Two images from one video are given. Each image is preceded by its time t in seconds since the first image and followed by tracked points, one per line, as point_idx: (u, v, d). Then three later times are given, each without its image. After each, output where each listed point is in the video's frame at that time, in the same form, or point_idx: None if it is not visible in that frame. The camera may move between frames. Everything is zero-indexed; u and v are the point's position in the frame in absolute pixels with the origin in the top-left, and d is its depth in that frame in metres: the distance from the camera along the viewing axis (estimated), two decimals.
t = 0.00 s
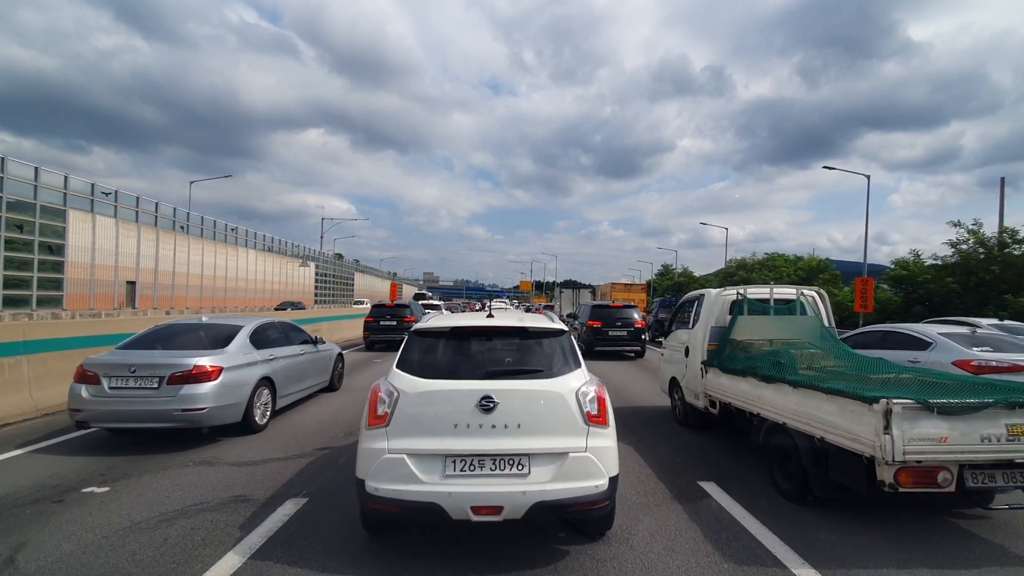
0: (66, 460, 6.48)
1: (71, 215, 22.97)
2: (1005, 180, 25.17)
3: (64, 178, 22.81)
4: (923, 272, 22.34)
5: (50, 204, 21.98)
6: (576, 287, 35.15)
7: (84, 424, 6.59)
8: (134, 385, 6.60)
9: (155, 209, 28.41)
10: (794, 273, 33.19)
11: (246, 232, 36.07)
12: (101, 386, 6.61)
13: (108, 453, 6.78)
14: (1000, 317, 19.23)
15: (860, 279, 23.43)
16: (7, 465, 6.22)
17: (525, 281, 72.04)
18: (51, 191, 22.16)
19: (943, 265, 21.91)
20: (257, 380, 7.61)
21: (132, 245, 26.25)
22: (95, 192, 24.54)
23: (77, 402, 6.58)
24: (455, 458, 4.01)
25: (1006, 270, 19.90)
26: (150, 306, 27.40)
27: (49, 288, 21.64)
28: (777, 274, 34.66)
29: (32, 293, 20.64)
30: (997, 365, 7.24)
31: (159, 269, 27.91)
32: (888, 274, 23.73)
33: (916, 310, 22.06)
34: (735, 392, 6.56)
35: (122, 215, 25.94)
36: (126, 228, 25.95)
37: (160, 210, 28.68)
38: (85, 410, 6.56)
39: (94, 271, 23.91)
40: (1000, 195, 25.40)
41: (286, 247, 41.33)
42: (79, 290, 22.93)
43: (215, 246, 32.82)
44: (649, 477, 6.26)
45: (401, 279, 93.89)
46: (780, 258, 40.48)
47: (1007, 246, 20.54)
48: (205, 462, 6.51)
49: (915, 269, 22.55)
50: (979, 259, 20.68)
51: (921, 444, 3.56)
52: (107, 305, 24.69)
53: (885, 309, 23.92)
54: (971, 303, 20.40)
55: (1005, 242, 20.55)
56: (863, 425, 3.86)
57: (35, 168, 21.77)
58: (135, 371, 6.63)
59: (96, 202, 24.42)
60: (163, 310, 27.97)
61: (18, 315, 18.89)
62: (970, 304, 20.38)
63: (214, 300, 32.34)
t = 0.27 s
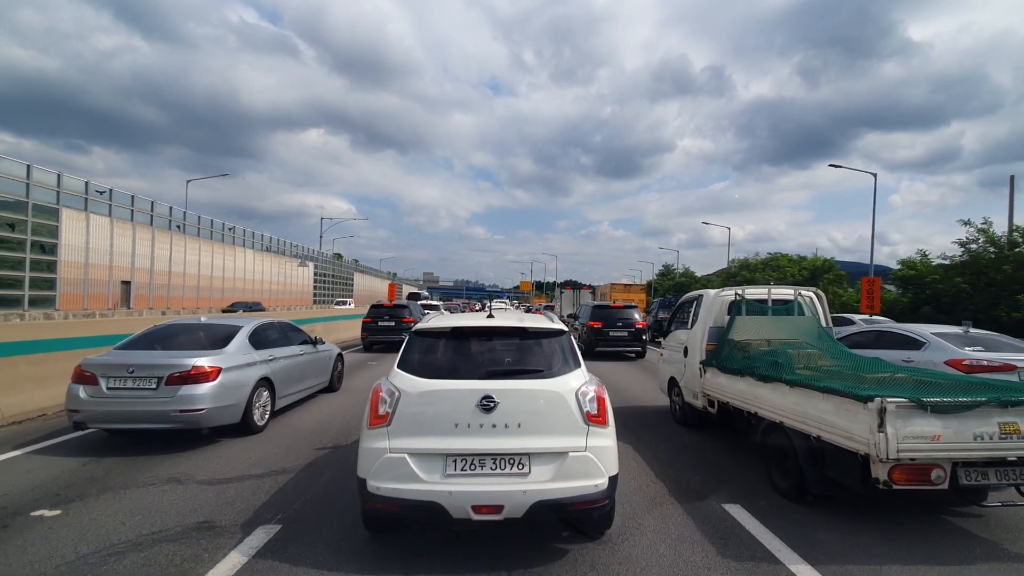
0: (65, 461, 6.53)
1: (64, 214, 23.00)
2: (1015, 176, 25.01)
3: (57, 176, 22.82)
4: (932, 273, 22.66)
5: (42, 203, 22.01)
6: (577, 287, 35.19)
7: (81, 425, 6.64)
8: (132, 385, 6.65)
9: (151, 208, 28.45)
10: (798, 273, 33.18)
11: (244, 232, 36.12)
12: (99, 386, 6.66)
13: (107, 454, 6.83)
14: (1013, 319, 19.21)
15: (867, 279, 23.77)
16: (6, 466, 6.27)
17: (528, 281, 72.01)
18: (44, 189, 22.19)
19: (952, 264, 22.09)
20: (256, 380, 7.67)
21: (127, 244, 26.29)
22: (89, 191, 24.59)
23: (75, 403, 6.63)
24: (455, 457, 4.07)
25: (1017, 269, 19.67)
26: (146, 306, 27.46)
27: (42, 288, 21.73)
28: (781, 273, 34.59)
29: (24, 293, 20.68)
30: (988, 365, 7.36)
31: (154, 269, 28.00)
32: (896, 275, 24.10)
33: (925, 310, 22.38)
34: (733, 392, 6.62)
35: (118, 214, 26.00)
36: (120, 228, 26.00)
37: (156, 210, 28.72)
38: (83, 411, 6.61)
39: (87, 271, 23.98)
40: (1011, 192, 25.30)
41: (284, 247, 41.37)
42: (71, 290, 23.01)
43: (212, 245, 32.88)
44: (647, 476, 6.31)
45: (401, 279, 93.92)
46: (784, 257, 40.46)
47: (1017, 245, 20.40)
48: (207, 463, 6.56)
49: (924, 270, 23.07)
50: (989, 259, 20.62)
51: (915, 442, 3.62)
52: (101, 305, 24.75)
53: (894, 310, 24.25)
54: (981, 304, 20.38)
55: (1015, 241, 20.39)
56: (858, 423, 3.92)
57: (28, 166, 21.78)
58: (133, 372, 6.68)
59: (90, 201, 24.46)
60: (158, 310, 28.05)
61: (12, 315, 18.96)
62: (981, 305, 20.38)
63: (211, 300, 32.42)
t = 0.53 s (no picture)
0: (64, 461, 6.58)
1: (57, 212, 23.00)
2: None
3: (50, 174, 22.78)
4: (940, 272, 22.65)
5: (34, 200, 21.97)
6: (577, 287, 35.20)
7: (80, 425, 6.70)
8: (130, 386, 6.71)
9: (146, 207, 28.45)
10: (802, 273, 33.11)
11: (241, 231, 36.16)
12: (97, 387, 6.72)
13: (106, 454, 6.89)
14: None
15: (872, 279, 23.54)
16: (6, 466, 6.32)
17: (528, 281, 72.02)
18: (36, 187, 22.17)
19: (959, 265, 22.18)
20: (255, 381, 7.73)
21: (121, 243, 26.29)
22: (82, 189, 24.55)
23: (73, 403, 6.69)
24: (456, 457, 4.13)
25: None
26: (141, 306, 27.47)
27: (34, 287, 21.76)
28: (785, 273, 34.54)
29: (15, 293, 20.67)
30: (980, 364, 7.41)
31: (150, 268, 28.02)
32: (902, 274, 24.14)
33: (933, 310, 22.41)
34: (731, 392, 6.67)
35: (112, 213, 25.99)
36: (115, 227, 26.00)
37: (151, 209, 28.73)
38: (81, 412, 6.66)
39: (81, 271, 24.01)
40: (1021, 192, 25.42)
41: (282, 247, 41.39)
42: (64, 290, 23.03)
43: (208, 244, 32.87)
44: (646, 475, 6.36)
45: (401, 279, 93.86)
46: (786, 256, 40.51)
47: None
48: (209, 462, 6.62)
49: (932, 270, 22.90)
50: (999, 258, 20.78)
51: (909, 440, 3.68)
52: (95, 305, 24.76)
53: (900, 311, 23.97)
54: (992, 304, 20.61)
55: None
56: (853, 422, 3.97)
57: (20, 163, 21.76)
58: (132, 372, 6.74)
59: (84, 199, 24.46)
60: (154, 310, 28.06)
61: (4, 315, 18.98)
62: (992, 305, 20.61)
63: (208, 300, 32.44)
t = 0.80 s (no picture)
0: (63, 462, 6.62)
1: (49, 211, 22.98)
2: None
3: (43, 173, 22.74)
4: (949, 272, 23.33)
5: (25, 199, 21.93)
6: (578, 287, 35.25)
7: (77, 426, 6.75)
8: (128, 387, 6.76)
9: (141, 207, 28.45)
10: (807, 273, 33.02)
11: (239, 231, 36.20)
12: (95, 388, 6.77)
13: (105, 455, 6.94)
14: None
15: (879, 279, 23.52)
16: (5, 467, 6.37)
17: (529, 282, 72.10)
18: (28, 186, 22.14)
19: (969, 263, 22.68)
20: (254, 382, 7.79)
21: (115, 243, 26.27)
22: (75, 188, 24.52)
23: (71, 404, 6.74)
24: (456, 456, 4.18)
25: None
26: (136, 306, 27.47)
27: (27, 288, 21.76)
28: (788, 273, 34.56)
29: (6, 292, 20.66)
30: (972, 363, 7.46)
31: (146, 268, 28.01)
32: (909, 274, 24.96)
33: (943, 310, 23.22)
34: (729, 391, 6.73)
35: (106, 212, 25.98)
36: (109, 225, 26.01)
37: (147, 208, 28.74)
38: (79, 413, 6.71)
39: (73, 271, 24.01)
40: None
41: (281, 246, 41.44)
42: (55, 290, 23.06)
43: (206, 245, 32.86)
44: (644, 475, 6.41)
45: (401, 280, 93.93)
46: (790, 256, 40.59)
47: None
48: (211, 463, 6.67)
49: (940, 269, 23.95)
50: (1009, 257, 21.12)
51: (901, 438, 3.73)
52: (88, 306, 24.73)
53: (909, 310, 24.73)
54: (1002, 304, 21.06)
55: None
56: (847, 420, 4.03)
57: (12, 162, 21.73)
58: (130, 373, 6.78)
59: (77, 199, 24.46)
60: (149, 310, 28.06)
61: None
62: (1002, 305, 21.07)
63: (204, 300, 32.49)
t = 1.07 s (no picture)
0: (63, 463, 6.67)
1: (42, 211, 22.88)
2: None
3: (34, 170, 22.59)
4: (958, 272, 24.73)
5: (19, 198, 21.86)
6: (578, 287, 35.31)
7: (76, 426, 6.80)
8: (126, 387, 6.80)
9: (137, 205, 28.41)
10: (812, 273, 33.10)
11: (237, 231, 36.30)
12: (93, 389, 6.81)
13: (105, 455, 6.99)
14: None
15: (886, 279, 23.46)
16: (4, 468, 6.42)
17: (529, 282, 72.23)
18: (21, 184, 22.01)
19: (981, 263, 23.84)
20: (253, 382, 7.84)
21: (110, 242, 26.24)
22: (68, 187, 24.44)
23: (69, 405, 6.78)
24: (456, 455, 4.24)
25: None
26: (131, 306, 27.44)
27: (19, 288, 21.63)
28: (792, 274, 34.54)
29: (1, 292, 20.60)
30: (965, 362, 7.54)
31: (140, 268, 27.98)
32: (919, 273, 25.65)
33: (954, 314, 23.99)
34: (727, 391, 6.79)
35: (100, 211, 25.92)
36: (104, 225, 26.00)
37: (143, 207, 28.72)
38: (77, 413, 6.76)
39: (67, 270, 23.99)
40: None
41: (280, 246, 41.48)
42: (48, 290, 22.91)
43: (200, 243, 32.84)
44: (642, 474, 6.46)
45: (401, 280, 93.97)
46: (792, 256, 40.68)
47: None
48: (213, 463, 6.72)
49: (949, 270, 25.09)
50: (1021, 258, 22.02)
51: (894, 437, 3.79)
52: (82, 306, 24.68)
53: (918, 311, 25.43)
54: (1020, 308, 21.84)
55: None
56: (842, 419, 4.09)
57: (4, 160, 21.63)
58: (128, 373, 6.83)
59: (70, 197, 24.39)
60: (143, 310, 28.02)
61: None
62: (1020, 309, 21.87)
63: (201, 300, 32.60)
